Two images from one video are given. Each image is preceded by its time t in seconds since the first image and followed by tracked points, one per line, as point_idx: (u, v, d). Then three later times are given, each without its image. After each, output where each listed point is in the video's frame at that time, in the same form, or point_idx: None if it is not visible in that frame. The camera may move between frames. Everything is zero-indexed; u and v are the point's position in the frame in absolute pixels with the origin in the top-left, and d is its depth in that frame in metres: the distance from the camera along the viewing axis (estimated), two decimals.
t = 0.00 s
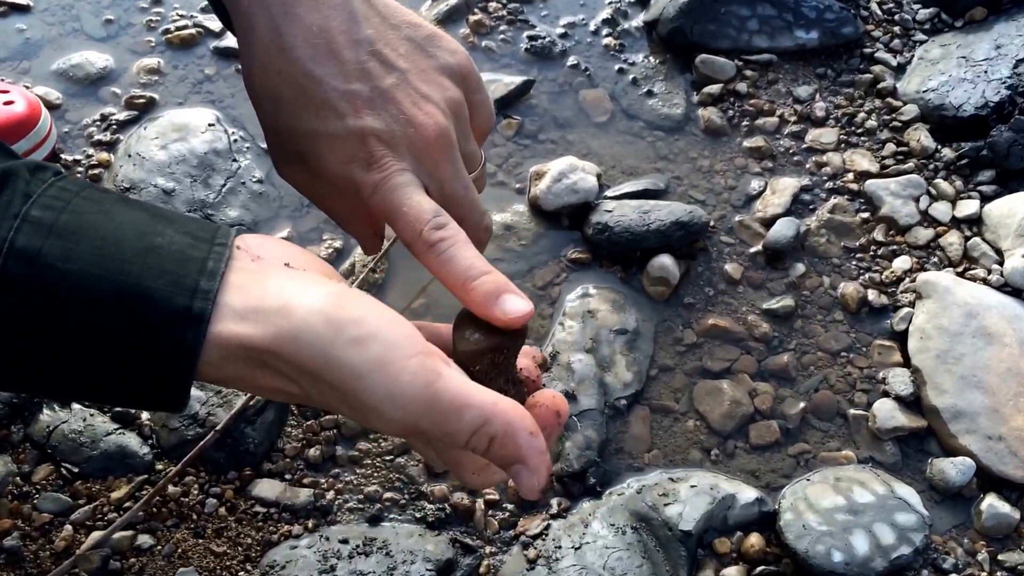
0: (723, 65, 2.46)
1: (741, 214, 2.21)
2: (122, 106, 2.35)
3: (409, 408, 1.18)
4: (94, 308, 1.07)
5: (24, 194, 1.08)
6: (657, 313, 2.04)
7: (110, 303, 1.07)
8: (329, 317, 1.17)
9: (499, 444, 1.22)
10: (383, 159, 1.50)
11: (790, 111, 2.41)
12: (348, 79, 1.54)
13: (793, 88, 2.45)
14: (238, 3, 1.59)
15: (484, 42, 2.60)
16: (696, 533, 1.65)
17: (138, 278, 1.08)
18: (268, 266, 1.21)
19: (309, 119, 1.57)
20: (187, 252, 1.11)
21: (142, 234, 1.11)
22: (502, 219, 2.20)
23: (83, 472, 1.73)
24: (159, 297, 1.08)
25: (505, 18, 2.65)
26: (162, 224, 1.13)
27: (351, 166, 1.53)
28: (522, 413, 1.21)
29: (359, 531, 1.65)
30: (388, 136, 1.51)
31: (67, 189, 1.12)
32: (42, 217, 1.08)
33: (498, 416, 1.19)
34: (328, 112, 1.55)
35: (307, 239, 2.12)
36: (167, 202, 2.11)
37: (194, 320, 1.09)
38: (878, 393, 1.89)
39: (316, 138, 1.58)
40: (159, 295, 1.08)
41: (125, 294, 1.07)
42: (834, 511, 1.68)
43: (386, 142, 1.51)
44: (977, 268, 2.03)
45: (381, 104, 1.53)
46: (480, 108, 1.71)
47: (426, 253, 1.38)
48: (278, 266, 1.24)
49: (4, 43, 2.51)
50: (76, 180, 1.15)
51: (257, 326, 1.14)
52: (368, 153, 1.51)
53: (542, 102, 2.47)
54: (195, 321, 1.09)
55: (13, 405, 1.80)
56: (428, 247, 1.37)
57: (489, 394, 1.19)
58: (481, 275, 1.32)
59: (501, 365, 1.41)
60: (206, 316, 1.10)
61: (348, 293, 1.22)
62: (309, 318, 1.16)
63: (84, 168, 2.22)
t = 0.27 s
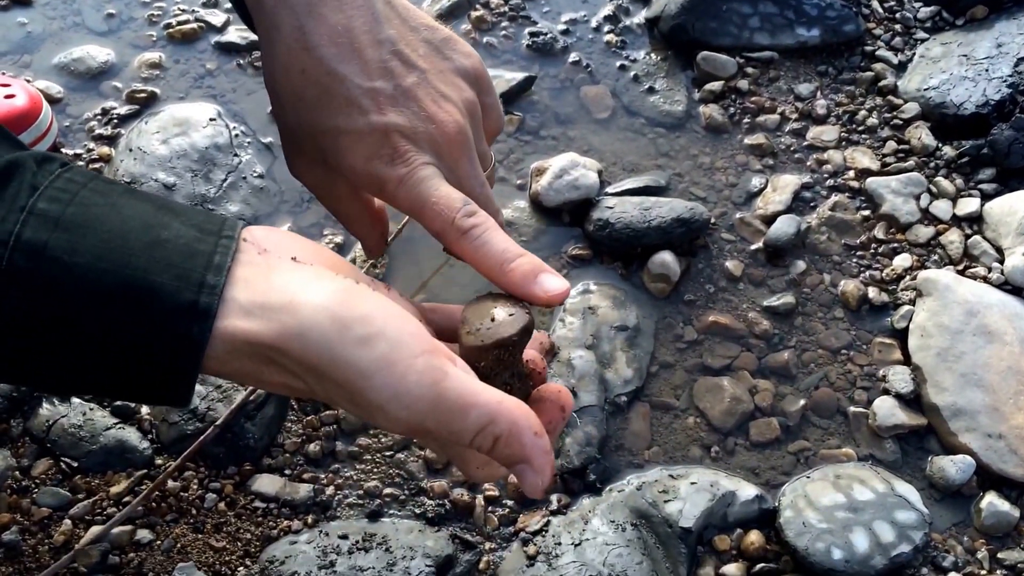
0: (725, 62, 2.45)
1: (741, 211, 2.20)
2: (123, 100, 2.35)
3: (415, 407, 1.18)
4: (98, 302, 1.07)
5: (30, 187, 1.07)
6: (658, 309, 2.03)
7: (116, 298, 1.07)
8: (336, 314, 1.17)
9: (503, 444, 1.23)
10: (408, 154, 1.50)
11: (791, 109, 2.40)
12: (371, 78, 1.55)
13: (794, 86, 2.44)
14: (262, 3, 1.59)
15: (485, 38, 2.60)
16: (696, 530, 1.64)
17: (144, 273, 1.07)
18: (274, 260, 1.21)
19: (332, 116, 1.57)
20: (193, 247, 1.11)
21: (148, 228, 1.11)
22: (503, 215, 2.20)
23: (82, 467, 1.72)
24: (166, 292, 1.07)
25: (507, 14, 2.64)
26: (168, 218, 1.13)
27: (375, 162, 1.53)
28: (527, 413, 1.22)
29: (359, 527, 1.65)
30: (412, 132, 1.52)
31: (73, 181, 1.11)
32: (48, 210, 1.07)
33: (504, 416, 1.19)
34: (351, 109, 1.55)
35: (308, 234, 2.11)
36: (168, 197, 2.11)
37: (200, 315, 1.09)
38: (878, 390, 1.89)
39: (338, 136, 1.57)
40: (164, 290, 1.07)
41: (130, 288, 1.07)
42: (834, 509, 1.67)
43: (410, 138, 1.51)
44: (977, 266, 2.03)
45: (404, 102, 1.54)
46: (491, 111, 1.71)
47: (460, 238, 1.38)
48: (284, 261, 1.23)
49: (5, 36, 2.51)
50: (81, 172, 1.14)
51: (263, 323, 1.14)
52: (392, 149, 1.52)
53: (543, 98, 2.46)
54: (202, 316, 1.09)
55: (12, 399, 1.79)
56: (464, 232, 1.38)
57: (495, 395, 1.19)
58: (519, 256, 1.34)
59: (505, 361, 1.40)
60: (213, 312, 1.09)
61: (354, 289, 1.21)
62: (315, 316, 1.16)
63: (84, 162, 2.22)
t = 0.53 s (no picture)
0: (726, 61, 2.45)
1: (742, 210, 2.19)
2: (124, 96, 2.34)
3: (415, 395, 1.17)
4: (100, 287, 1.06)
5: (33, 171, 1.07)
6: (658, 308, 2.03)
7: (119, 282, 1.07)
8: (336, 300, 1.16)
9: (504, 432, 1.21)
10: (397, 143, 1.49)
11: (792, 107, 2.39)
12: (362, 69, 1.55)
13: (795, 85, 2.44)
14: None
15: (487, 36, 2.59)
16: (695, 529, 1.64)
17: (147, 257, 1.07)
18: (276, 247, 1.20)
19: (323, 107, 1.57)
20: (195, 232, 1.11)
21: (150, 213, 1.11)
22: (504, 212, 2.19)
23: (82, 462, 1.72)
24: (169, 275, 1.07)
25: (508, 12, 2.64)
26: (170, 204, 1.13)
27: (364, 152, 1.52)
28: (528, 401, 1.20)
29: (358, 524, 1.65)
30: (400, 121, 1.51)
31: (76, 166, 1.12)
32: (51, 194, 1.07)
33: (503, 404, 1.17)
34: (341, 99, 1.55)
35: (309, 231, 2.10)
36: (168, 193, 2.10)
37: (202, 300, 1.08)
38: (878, 390, 1.89)
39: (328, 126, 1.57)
40: (167, 274, 1.07)
41: (133, 272, 1.07)
42: (834, 508, 1.67)
43: (399, 128, 1.50)
44: (977, 265, 2.02)
45: (396, 93, 1.53)
46: (490, 103, 1.72)
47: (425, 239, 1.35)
48: (288, 247, 1.23)
49: (6, 32, 2.50)
50: (85, 159, 1.15)
51: (264, 308, 1.14)
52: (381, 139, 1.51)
53: (544, 95, 2.45)
54: (203, 300, 1.08)
55: (12, 394, 1.79)
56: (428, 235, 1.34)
57: (495, 383, 1.17)
58: (476, 266, 1.28)
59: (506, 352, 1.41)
60: (214, 296, 1.09)
61: (355, 276, 1.21)
62: (316, 301, 1.15)
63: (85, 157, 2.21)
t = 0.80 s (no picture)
0: (727, 61, 2.44)
1: (743, 210, 2.19)
2: (125, 93, 2.34)
3: (405, 430, 1.20)
4: (97, 310, 1.06)
5: (32, 191, 1.06)
6: (658, 307, 2.03)
7: (114, 306, 1.06)
8: (331, 332, 1.18)
9: (491, 470, 1.26)
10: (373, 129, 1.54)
11: (793, 108, 2.39)
12: (360, 50, 1.59)
13: (796, 85, 2.43)
14: None
15: (488, 35, 2.59)
16: (695, 528, 1.64)
17: (144, 282, 1.07)
18: (273, 275, 1.21)
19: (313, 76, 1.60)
20: (192, 256, 1.11)
21: (149, 235, 1.11)
22: (504, 211, 2.19)
23: (81, 460, 1.72)
24: (166, 302, 1.07)
25: (510, 11, 2.64)
26: (168, 226, 1.13)
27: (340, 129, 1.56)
28: (517, 439, 1.26)
29: (358, 522, 1.64)
30: (381, 107, 1.55)
31: (75, 184, 1.11)
32: (49, 215, 1.06)
33: (494, 444, 1.23)
34: (333, 74, 1.59)
35: (309, 229, 2.10)
36: (169, 190, 2.10)
37: (197, 326, 1.09)
38: (878, 390, 1.88)
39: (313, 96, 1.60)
40: (164, 300, 1.07)
41: (130, 297, 1.07)
42: (834, 508, 1.67)
43: (377, 113, 1.54)
44: (978, 267, 2.02)
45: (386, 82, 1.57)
46: (477, 117, 1.74)
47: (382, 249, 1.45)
48: (283, 274, 1.24)
49: (7, 28, 2.50)
50: (84, 176, 1.13)
51: (259, 338, 1.14)
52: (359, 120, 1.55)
53: (545, 95, 2.45)
54: (199, 327, 1.09)
55: (12, 391, 1.79)
56: (388, 246, 1.44)
57: (485, 422, 1.23)
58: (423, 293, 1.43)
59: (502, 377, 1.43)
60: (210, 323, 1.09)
61: (351, 308, 1.23)
62: (311, 334, 1.16)
63: (86, 154, 2.21)
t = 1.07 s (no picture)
0: (729, 62, 2.44)
1: (744, 211, 2.19)
2: (127, 91, 2.34)
3: (400, 438, 1.20)
4: (93, 318, 1.09)
5: (30, 198, 1.09)
6: (659, 308, 2.02)
7: (109, 314, 1.09)
8: (324, 340, 1.19)
9: (492, 475, 1.24)
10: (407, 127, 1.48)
11: (794, 109, 2.39)
12: (386, 40, 1.49)
13: (798, 86, 2.43)
14: None
15: (490, 35, 2.58)
16: (695, 529, 1.64)
17: (140, 290, 1.10)
18: (271, 284, 1.24)
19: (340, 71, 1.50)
20: (188, 265, 1.14)
21: (146, 244, 1.14)
22: (505, 211, 2.19)
23: (81, 458, 1.72)
24: (161, 310, 1.10)
25: (512, 11, 2.63)
26: (165, 234, 1.16)
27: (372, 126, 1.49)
28: (517, 443, 1.23)
29: (357, 522, 1.64)
30: (415, 103, 1.49)
31: (74, 192, 1.14)
32: (47, 223, 1.09)
33: (492, 449, 1.21)
34: (361, 69, 1.49)
35: (310, 228, 2.10)
36: (170, 188, 2.10)
37: (192, 334, 1.12)
38: (878, 392, 1.88)
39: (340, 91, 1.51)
40: (159, 308, 1.10)
41: (126, 305, 1.10)
42: (834, 509, 1.67)
43: (411, 109, 1.49)
44: (978, 269, 2.02)
45: (411, 71, 1.50)
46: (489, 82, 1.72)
47: (416, 232, 1.57)
48: (281, 282, 1.28)
49: (9, 26, 2.50)
50: (83, 183, 1.16)
51: (253, 347, 1.17)
52: (393, 117, 1.48)
53: (547, 95, 2.45)
54: (194, 335, 1.12)
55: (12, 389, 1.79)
56: (423, 230, 1.55)
57: (482, 428, 1.21)
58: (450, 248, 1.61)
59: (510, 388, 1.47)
60: (205, 332, 1.12)
61: (348, 318, 1.25)
62: (304, 342, 1.18)
63: (87, 152, 2.21)
